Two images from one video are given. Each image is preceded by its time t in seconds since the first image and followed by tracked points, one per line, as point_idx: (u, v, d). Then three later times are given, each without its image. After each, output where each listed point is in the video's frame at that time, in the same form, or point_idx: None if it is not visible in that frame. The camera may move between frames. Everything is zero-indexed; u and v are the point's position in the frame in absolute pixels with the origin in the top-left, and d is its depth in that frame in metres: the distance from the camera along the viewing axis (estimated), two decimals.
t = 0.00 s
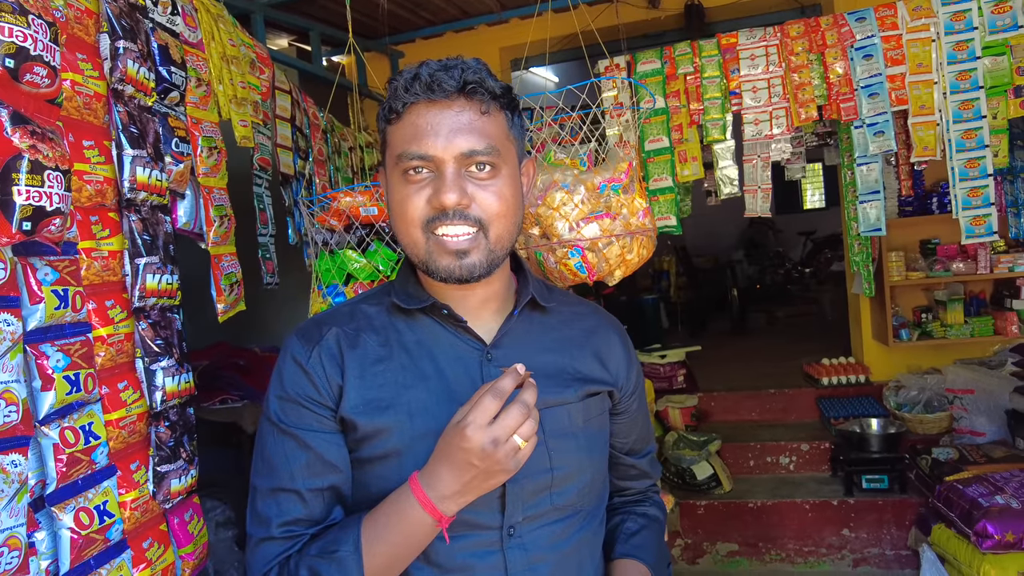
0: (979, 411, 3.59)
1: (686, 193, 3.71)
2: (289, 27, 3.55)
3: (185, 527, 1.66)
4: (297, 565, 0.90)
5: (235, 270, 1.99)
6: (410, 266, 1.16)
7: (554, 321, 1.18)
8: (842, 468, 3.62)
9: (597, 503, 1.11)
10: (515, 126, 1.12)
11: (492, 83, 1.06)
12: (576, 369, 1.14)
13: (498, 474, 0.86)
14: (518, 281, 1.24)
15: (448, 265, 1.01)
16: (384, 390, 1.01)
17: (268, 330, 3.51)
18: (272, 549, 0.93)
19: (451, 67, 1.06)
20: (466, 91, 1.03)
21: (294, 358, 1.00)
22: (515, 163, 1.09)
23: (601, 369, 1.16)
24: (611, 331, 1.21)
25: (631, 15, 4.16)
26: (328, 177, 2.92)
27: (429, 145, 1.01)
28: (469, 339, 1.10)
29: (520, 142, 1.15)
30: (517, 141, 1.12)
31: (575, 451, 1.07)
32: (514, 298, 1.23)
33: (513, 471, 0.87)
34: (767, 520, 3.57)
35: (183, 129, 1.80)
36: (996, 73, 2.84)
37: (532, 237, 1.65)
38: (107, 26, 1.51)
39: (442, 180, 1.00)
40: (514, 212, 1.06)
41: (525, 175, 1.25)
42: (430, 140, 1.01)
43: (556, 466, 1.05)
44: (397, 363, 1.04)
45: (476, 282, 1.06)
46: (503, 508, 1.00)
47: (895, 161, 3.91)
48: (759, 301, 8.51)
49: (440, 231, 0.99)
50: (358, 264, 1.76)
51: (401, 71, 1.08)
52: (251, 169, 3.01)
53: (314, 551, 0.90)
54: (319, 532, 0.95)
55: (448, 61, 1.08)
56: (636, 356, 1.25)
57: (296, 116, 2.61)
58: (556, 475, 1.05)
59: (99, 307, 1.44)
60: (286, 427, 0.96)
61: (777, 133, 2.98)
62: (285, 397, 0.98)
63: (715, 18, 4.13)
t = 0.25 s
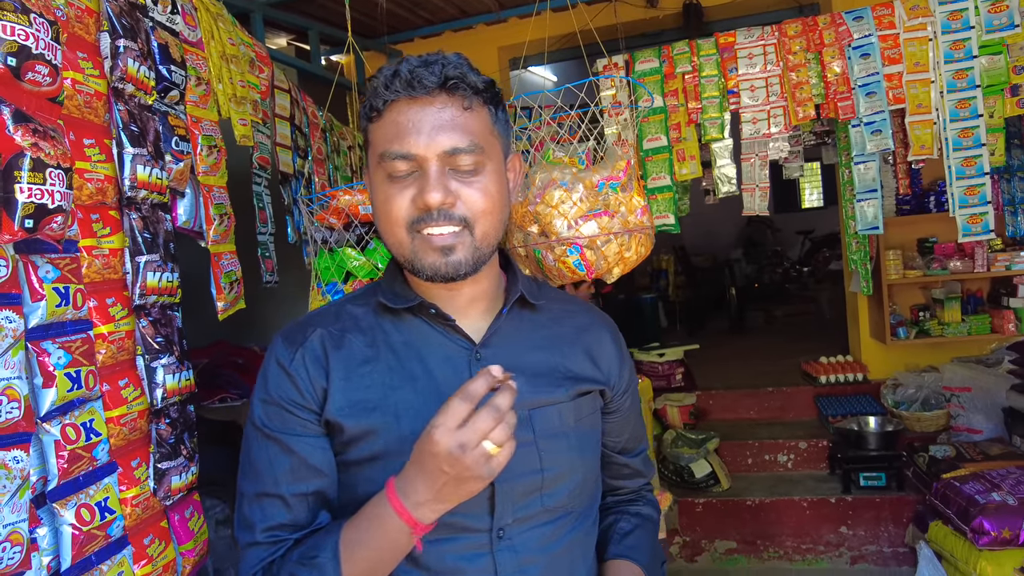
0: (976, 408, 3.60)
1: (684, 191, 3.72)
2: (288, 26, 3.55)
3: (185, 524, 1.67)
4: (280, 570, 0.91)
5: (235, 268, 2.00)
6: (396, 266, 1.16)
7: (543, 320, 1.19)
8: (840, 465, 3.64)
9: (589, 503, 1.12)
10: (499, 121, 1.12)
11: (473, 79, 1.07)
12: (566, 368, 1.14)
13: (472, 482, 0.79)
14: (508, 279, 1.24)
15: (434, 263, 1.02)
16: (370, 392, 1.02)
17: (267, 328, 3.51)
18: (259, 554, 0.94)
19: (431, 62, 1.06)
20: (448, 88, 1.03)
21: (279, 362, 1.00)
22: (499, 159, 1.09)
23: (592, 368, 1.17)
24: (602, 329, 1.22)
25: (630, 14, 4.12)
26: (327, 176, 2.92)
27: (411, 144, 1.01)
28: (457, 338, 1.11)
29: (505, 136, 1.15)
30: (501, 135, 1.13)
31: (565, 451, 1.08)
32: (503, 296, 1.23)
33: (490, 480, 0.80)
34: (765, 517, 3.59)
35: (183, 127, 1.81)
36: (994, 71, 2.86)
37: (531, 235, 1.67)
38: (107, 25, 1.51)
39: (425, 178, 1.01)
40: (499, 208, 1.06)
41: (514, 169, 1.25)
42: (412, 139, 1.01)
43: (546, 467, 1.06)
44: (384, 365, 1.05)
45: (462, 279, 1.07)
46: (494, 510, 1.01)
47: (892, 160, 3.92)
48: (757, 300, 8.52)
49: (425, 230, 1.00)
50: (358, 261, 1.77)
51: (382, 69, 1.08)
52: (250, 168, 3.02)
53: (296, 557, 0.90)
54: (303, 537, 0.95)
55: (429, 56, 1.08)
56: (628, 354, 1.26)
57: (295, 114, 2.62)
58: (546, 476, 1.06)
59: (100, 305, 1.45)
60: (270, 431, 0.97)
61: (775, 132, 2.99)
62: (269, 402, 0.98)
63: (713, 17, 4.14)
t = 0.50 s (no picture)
0: (973, 407, 3.63)
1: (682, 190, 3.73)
2: (285, 25, 3.54)
3: (181, 523, 1.68)
4: None
5: (231, 268, 2.00)
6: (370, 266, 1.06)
7: (526, 319, 1.08)
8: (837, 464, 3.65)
9: (574, 510, 1.03)
10: (481, 131, 0.99)
11: (451, 88, 0.93)
12: (551, 369, 1.04)
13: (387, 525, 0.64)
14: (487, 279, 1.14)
15: (410, 286, 0.90)
16: (340, 396, 0.94)
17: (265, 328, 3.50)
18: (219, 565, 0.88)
19: (403, 72, 0.92)
20: (422, 98, 0.90)
21: (246, 371, 0.93)
22: (478, 171, 0.97)
23: (576, 370, 1.07)
24: (589, 326, 1.12)
25: (627, 13, 4.12)
26: (324, 175, 2.92)
27: (385, 160, 0.88)
28: (434, 339, 1.01)
29: (486, 144, 1.02)
30: (482, 144, 1.00)
31: (547, 456, 0.99)
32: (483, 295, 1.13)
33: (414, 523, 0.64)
34: (763, 516, 3.59)
35: (179, 126, 1.81)
36: (990, 71, 2.86)
37: (528, 234, 1.67)
38: (103, 24, 1.52)
39: (399, 196, 0.88)
40: (482, 226, 0.95)
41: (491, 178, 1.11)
42: (386, 154, 0.88)
43: (527, 472, 0.97)
44: (355, 369, 0.97)
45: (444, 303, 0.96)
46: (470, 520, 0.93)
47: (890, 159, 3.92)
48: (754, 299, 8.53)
49: (400, 251, 0.88)
50: (355, 261, 1.77)
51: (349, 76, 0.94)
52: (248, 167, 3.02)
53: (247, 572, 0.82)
54: (263, 549, 0.88)
55: (399, 63, 0.94)
56: (616, 352, 1.17)
57: (292, 113, 2.61)
58: (527, 482, 0.97)
59: (96, 305, 1.45)
60: (235, 442, 0.91)
61: (772, 131, 2.99)
62: (236, 412, 0.92)
63: (711, 15, 4.12)
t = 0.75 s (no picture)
0: (973, 405, 3.64)
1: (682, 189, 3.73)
2: (285, 23, 3.52)
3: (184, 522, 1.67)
4: None
5: (233, 266, 1.99)
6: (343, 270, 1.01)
7: (512, 322, 1.04)
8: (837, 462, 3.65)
9: (565, 523, 0.99)
10: (460, 128, 0.96)
11: (426, 83, 0.90)
12: (538, 374, 1.00)
13: (332, 553, 0.64)
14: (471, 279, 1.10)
15: (385, 295, 0.86)
16: (311, 407, 0.91)
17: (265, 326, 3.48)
18: None
19: (374, 68, 0.89)
20: (396, 96, 0.86)
21: (215, 383, 0.91)
22: (458, 172, 0.93)
23: (566, 373, 1.02)
24: (578, 327, 1.08)
25: (627, 11, 4.11)
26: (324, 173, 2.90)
27: (355, 162, 0.84)
28: (413, 345, 0.96)
29: (465, 143, 0.98)
30: (462, 143, 0.96)
31: (534, 467, 0.95)
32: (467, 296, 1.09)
33: (363, 553, 0.64)
34: (763, 514, 3.60)
35: (180, 124, 1.80)
36: (991, 69, 2.87)
37: (531, 233, 1.67)
38: (104, 21, 1.51)
39: (371, 199, 0.84)
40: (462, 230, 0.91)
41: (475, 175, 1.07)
42: (356, 155, 0.84)
43: (513, 484, 0.93)
44: (329, 378, 0.93)
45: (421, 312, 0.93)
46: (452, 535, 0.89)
47: (890, 158, 3.92)
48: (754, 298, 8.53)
49: (373, 258, 0.85)
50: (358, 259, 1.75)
51: (319, 74, 0.91)
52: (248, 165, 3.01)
53: None
54: (231, 568, 0.86)
55: (370, 59, 0.91)
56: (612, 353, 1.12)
57: (292, 111, 2.60)
58: (513, 494, 0.93)
59: (97, 303, 1.44)
60: (203, 456, 0.89)
61: (773, 129, 3.00)
62: (205, 424, 0.89)
63: (712, 13, 4.11)
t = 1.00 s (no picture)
0: (976, 403, 3.63)
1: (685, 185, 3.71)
2: (285, 18, 3.50)
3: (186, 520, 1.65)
4: None
5: (234, 262, 1.97)
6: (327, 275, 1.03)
7: (506, 326, 1.04)
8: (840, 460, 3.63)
9: (560, 537, 0.98)
10: (445, 118, 0.94)
11: (406, 69, 0.88)
12: (532, 380, 1.00)
13: None
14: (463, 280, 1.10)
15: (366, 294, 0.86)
16: (293, 419, 0.91)
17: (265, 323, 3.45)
18: None
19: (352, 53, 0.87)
20: (375, 84, 0.85)
21: (190, 395, 0.92)
22: (444, 165, 0.92)
23: (563, 378, 1.02)
24: (574, 329, 1.08)
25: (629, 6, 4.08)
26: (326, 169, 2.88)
27: (332, 155, 0.83)
28: (399, 353, 0.97)
29: (452, 134, 0.96)
30: (447, 132, 0.95)
31: (528, 481, 0.95)
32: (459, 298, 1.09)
33: None
34: (766, 511, 3.59)
35: (182, 118, 1.78)
36: (996, 64, 2.84)
37: (536, 227, 1.66)
38: (105, 13, 1.49)
39: (350, 195, 0.83)
40: (447, 225, 0.89)
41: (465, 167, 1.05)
42: (333, 148, 0.83)
43: (507, 498, 0.93)
44: (310, 388, 0.94)
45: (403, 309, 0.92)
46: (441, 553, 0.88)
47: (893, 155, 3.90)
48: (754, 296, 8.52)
49: (354, 258, 0.83)
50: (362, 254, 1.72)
51: (294, 60, 0.89)
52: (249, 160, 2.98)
53: None
54: None
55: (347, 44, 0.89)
56: (609, 358, 1.11)
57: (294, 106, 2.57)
58: (506, 509, 0.92)
59: (98, 298, 1.43)
60: (180, 471, 0.90)
61: (777, 125, 2.98)
62: (181, 437, 0.91)
63: (714, 9, 4.09)
